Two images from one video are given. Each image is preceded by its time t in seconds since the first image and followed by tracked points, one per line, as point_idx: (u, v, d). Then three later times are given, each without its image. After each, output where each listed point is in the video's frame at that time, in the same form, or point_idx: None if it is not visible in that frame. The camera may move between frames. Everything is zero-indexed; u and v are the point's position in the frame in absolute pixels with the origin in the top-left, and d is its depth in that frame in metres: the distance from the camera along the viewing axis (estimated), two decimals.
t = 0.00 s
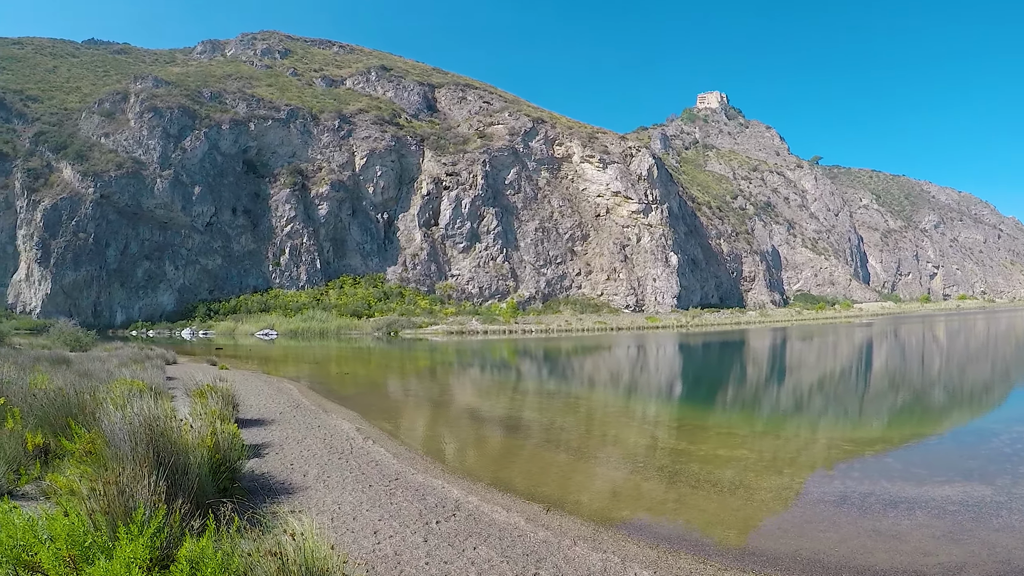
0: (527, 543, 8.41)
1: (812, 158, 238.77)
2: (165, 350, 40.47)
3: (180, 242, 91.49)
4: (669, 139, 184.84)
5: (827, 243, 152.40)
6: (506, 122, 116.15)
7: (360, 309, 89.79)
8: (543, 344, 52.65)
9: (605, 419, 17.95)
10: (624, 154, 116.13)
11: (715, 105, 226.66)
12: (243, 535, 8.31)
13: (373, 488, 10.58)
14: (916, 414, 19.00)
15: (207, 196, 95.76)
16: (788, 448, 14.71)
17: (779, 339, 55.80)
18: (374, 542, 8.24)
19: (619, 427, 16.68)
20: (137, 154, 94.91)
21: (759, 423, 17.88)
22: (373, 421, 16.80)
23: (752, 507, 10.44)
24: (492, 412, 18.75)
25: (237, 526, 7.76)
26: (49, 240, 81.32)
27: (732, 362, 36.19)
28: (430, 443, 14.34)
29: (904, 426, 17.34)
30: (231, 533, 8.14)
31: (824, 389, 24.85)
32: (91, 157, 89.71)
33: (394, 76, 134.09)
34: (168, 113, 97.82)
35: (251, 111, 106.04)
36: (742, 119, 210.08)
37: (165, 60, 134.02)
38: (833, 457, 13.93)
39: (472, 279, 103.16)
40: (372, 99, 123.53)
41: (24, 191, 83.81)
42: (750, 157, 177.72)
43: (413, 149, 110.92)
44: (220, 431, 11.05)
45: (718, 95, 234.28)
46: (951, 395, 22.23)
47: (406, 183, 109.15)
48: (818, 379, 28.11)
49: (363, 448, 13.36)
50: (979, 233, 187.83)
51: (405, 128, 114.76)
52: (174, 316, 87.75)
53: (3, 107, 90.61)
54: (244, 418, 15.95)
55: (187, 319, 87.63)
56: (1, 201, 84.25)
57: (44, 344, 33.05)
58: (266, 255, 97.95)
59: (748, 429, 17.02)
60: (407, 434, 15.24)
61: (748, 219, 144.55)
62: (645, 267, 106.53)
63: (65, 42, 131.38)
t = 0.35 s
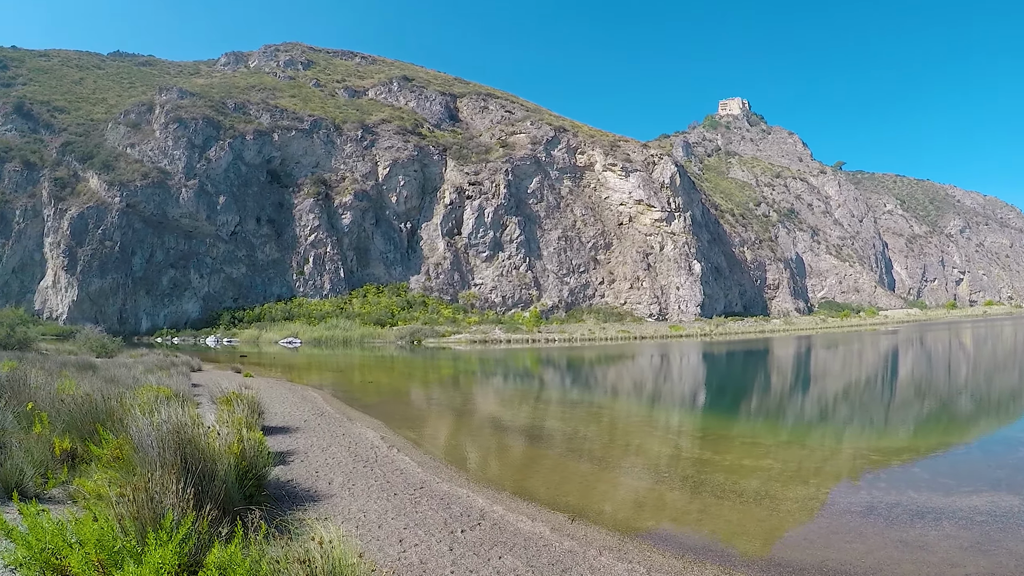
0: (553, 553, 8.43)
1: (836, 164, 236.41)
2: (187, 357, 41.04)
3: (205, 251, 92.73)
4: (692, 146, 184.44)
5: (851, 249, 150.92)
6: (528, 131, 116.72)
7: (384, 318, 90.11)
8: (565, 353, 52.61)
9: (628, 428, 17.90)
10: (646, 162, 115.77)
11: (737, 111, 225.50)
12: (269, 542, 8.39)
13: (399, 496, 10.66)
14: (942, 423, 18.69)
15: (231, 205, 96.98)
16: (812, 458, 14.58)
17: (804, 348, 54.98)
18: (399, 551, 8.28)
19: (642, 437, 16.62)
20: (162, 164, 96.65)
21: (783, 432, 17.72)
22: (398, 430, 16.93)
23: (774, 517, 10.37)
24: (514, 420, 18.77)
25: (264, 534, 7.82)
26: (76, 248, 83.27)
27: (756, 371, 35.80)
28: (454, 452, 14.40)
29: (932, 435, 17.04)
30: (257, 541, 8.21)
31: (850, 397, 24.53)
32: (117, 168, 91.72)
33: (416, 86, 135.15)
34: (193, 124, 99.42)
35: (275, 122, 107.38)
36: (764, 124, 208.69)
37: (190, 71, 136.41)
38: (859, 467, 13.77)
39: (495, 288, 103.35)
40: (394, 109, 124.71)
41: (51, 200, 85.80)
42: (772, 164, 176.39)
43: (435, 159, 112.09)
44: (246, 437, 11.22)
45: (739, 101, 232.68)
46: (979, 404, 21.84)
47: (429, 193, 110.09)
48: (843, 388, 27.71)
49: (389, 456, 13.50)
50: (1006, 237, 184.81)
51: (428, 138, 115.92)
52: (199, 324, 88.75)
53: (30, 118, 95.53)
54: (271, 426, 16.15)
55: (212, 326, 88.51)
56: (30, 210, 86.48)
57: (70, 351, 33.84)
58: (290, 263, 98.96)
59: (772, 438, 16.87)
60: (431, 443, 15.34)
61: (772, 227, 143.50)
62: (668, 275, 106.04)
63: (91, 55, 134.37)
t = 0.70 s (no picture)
0: (582, 558, 8.42)
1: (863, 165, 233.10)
2: (216, 360, 41.53)
3: (232, 257, 93.98)
4: (717, 149, 183.51)
5: (879, 251, 148.78)
6: (553, 136, 117.05)
7: (410, 323, 90.59)
8: (591, 357, 52.47)
9: (654, 433, 17.79)
10: (672, 164, 115.09)
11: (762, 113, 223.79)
12: (300, 544, 8.47)
13: (427, 501, 10.72)
14: (974, 428, 18.33)
15: (258, 211, 98.12)
16: (839, 463, 14.40)
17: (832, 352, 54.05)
18: (428, 555, 8.32)
19: (668, 441, 16.52)
20: (190, 171, 98.31)
21: (811, 437, 17.52)
22: (425, 434, 17.03)
23: (802, 523, 10.23)
24: (539, 425, 18.79)
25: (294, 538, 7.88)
26: (105, 254, 85.14)
27: (783, 375, 35.37)
28: (481, 456, 14.46)
29: (963, 440, 16.74)
30: (287, 545, 8.28)
31: (878, 402, 24.15)
32: (145, 175, 93.60)
33: (441, 92, 136.10)
34: (220, 132, 100.99)
35: (301, 129, 108.84)
36: (790, 126, 206.66)
37: (216, 80, 138.89)
38: (887, 473, 13.56)
39: (521, 293, 103.46)
40: (419, 115, 125.81)
41: (81, 207, 87.84)
42: (798, 165, 174.48)
43: (461, 164, 112.74)
44: (276, 441, 11.37)
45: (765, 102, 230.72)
46: (1012, 408, 21.38)
47: (454, 198, 110.75)
48: (872, 392, 27.25)
49: (416, 460, 13.58)
50: None
51: (453, 144, 116.74)
52: (227, 328, 89.88)
53: (60, 127, 98.56)
54: (299, 430, 16.34)
55: (239, 331, 89.55)
56: (60, 216, 88.58)
57: (100, 354, 34.62)
58: (317, 269, 100.06)
59: (799, 443, 16.69)
60: (458, 447, 15.41)
61: (799, 229, 141.82)
62: (694, 279, 105.28)
63: (119, 64, 137.36)
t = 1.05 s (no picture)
0: (615, 567, 8.39)
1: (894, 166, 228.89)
2: (249, 370, 42.15)
3: (263, 267, 95.26)
4: (745, 153, 182.40)
5: (911, 253, 146.02)
6: (581, 143, 117.35)
7: (441, 331, 91.21)
8: (622, 365, 52.17)
9: (685, 441, 17.64)
10: (700, 169, 113.88)
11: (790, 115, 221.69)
12: (333, 554, 8.55)
13: (460, 510, 10.76)
14: (1013, 435, 17.79)
15: (288, 222, 99.68)
16: (873, 471, 14.15)
17: (866, 357, 52.88)
18: (462, 564, 8.34)
19: (699, 449, 16.40)
20: (221, 183, 100.22)
21: (844, 444, 17.22)
22: (457, 443, 17.12)
23: (837, 532, 10.05)
24: (570, 433, 18.77)
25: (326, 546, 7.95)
26: (138, 265, 86.93)
27: (815, 382, 34.76)
28: (513, 465, 14.49)
29: (1000, 447, 16.28)
30: (322, 553, 8.37)
31: (913, 407, 23.62)
32: (177, 188, 95.63)
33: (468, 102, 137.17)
34: (249, 144, 102.88)
35: (330, 141, 110.60)
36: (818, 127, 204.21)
37: (244, 94, 141.83)
38: (922, 480, 13.26)
39: (551, 301, 103.40)
40: (446, 125, 127.03)
41: (114, 220, 90.09)
42: (827, 167, 172.09)
43: (489, 173, 113.14)
44: (310, 450, 11.52)
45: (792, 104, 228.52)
46: None
47: (483, 207, 111.05)
48: (906, 398, 26.64)
49: (448, 469, 13.65)
50: None
51: (481, 152, 117.51)
52: (258, 338, 90.90)
53: (93, 142, 101.48)
54: (332, 439, 16.56)
55: (270, 340, 90.58)
56: (93, 229, 90.90)
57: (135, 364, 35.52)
58: (347, 278, 101.12)
59: (831, 451, 16.40)
60: (489, 455, 15.48)
61: (829, 232, 139.43)
62: (725, 285, 104.11)
63: (150, 80, 140.87)
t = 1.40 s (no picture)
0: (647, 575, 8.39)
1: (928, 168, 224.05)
2: (286, 377, 42.71)
3: (294, 275, 96.45)
4: (774, 156, 180.28)
5: (945, 256, 142.84)
6: (609, 149, 117.17)
7: (471, 338, 91.61)
8: (652, 372, 51.70)
9: (716, 449, 17.50)
10: (729, 174, 113.09)
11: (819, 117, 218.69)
12: (366, 559, 8.65)
13: (491, 517, 10.82)
14: None
15: (319, 230, 100.88)
16: (906, 479, 13.90)
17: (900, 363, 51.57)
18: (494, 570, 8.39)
19: (729, 457, 16.26)
20: (252, 193, 101.93)
21: (877, 452, 16.91)
22: (488, 450, 17.25)
23: (872, 541, 9.89)
24: (599, 440, 18.79)
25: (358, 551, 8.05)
26: (170, 273, 88.87)
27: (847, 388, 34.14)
28: (543, 472, 14.53)
29: None
30: (357, 559, 8.49)
31: (948, 415, 23.06)
32: (209, 197, 97.53)
33: (496, 110, 137.89)
34: (280, 154, 104.65)
35: (359, 150, 112.04)
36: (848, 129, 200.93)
37: (274, 104, 144.50)
38: (957, 489, 13.00)
39: (580, 308, 102.93)
40: (474, 132, 127.88)
41: (147, 228, 92.17)
42: (858, 170, 169.23)
43: (518, 180, 113.49)
44: (342, 457, 11.69)
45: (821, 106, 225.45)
46: None
47: (512, 214, 111.45)
48: (941, 405, 25.99)
49: (479, 476, 13.74)
50: None
51: (508, 159, 118.02)
52: (289, 344, 91.98)
53: (127, 153, 104.17)
54: (365, 445, 16.76)
55: (301, 346, 91.65)
56: (127, 237, 93.12)
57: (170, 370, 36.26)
58: (377, 286, 102.18)
59: (863, 459, 16.12)
60: (520, 462, 15.54)
61: (861, 236, 136.44)
62: (756, 291, 102.83)
63: (182, 92, 144.25)
